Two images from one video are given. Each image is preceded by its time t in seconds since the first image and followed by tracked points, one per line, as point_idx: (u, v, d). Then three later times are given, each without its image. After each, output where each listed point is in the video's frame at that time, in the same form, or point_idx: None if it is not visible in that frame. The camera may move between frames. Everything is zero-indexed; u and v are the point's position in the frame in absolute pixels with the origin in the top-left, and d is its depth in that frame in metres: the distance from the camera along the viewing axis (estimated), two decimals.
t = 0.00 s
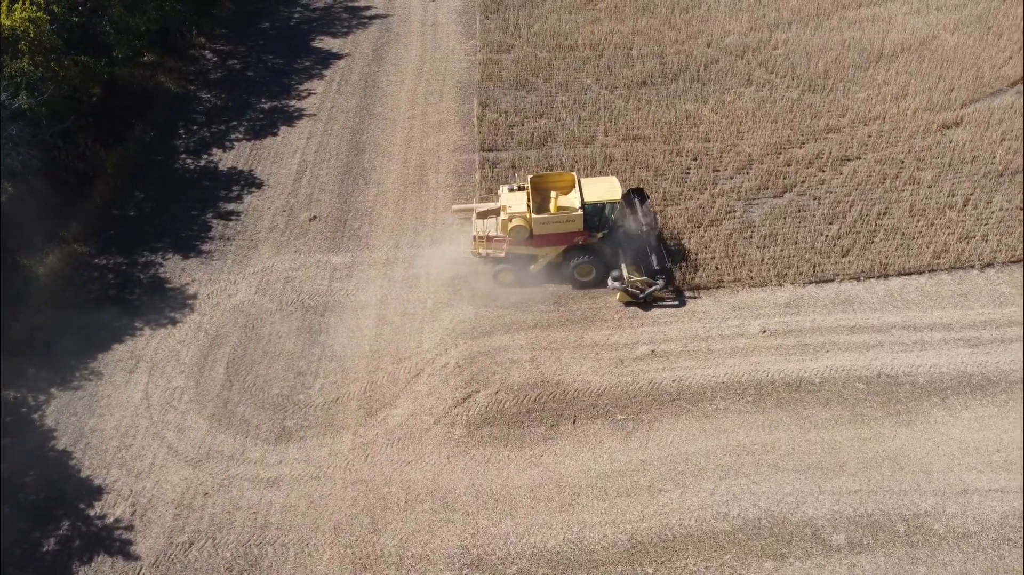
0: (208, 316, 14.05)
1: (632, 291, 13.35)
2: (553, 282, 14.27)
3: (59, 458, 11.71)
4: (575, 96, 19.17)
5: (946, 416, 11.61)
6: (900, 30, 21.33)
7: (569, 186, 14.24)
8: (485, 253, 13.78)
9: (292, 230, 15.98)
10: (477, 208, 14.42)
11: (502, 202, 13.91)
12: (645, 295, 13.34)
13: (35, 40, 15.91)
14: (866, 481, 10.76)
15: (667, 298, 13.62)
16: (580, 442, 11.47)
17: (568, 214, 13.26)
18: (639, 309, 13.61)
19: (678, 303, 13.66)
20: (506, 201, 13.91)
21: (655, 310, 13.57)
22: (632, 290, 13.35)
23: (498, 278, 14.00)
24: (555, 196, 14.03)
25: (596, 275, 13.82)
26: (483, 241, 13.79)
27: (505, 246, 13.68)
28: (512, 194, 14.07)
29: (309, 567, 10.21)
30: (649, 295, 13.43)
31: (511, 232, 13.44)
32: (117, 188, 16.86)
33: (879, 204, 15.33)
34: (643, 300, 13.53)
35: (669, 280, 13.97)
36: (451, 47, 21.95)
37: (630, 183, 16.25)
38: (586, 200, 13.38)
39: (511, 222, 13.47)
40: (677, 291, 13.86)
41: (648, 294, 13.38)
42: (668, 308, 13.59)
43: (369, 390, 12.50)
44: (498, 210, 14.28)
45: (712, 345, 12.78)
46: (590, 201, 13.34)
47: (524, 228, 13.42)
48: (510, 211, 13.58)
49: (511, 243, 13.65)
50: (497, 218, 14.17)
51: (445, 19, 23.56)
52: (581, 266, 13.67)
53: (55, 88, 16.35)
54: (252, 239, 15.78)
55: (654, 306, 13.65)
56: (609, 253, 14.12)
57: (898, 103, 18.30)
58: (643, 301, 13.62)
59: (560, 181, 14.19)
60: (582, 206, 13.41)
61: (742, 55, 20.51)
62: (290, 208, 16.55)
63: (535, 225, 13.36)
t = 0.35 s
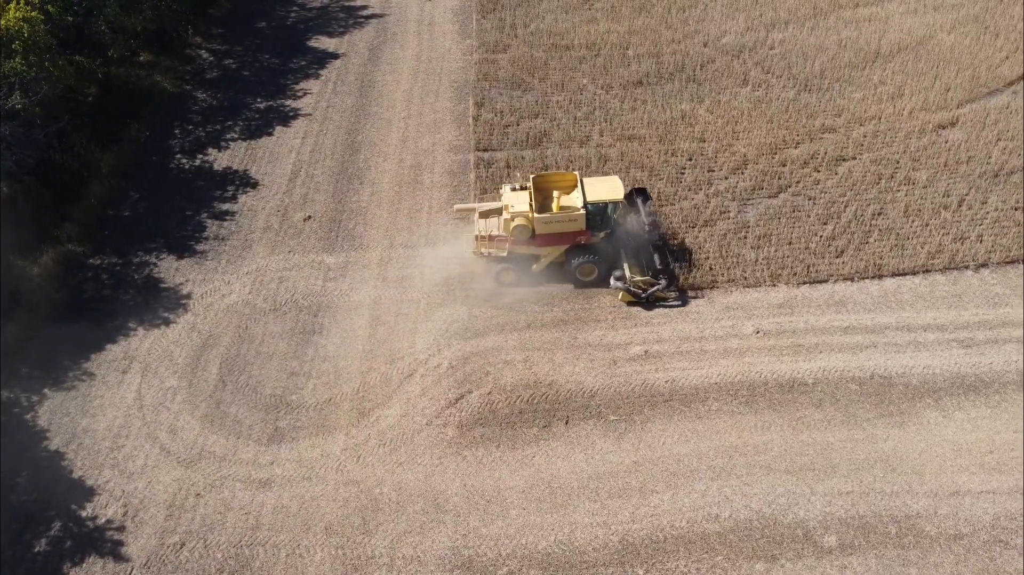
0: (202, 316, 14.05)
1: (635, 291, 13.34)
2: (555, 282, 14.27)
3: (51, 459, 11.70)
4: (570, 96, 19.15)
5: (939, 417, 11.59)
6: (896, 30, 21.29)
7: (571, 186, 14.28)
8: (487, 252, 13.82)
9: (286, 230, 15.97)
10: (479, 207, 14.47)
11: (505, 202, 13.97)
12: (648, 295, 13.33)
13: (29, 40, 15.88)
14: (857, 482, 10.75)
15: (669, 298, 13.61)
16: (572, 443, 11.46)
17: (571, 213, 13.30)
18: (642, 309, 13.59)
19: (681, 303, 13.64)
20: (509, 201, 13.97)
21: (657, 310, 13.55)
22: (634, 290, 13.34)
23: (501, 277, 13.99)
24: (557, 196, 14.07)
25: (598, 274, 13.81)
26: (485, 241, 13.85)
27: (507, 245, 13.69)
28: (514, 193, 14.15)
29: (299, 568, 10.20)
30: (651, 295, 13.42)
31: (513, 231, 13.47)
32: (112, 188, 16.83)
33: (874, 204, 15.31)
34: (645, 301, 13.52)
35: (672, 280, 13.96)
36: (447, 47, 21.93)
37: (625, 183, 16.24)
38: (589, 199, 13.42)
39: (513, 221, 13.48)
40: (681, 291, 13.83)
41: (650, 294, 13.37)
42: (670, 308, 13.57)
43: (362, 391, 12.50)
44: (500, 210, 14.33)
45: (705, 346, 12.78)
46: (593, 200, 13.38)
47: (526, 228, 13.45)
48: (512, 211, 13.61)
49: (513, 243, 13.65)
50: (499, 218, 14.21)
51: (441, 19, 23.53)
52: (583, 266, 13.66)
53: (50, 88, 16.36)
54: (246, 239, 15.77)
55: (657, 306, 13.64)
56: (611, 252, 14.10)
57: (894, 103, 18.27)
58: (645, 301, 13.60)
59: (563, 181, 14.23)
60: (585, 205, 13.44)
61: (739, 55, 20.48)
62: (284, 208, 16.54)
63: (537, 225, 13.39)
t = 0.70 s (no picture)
0: (195, 318, 14.05)
1: (637, 292, 13.36)
2: (557, 284, 14.27)
3: (43, 461, 11.71)
4: (566, 98, 19.16)
5: (931, 420, 11.58)
6: (892, 32, 21.29)
7: (573, 188, 14.22)
8: (489, 254, 13.77)
9: (281, 232, 15.98)
10: (481, 210, 14.51)
11: (506, 203, 13.96)
12: (650, 296, 13.33)
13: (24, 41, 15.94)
14: (848, 486, 10.74)
15: (670, 299, 13.61)
16: (563, 446, 11.46)
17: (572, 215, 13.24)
18: (644, 310, 13.59)
19: (683, 305, 13.63)
20: (510, 203, 13.95)
21: (660, 312, 13.54)
22: (636, 291, 13.36)
23: (502, 280, 14.00)
24: (559, 197, 14.03)
25: (600, 276, 13.79)
26: (486, 242, 13.82)
27: (508, 247, 13.66)
28: (516, 195, 14.16)
29: (290, 571, 10.20)
30: (653, 296, 13.43)
31: (514, 233, 13.42)
32: (107, 190, 16.83)
33: (867, 206, 15.31)
34: (647, 302, 13.51)
35: (674, 281, 13.94)
36: (443, 49, 21.94)
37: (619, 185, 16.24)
38: (590, 200, 13.31)
39: (514, 223, 13.40)
40: (683, 292, 13.82)
41: (652, 295, 13.38)
42: (672, 309, 13.56)
43: (355, 393, 12.50)
44: (501, 211, 14.35)
45: (697, 349, 12.78)
46: (594, 201, 13.27)
47: (527, 230, 13.37)
48: (513, 212, 13.54)
49: (514, 245, 13.62)
50: (501, 220, 14.22)
51: (437, 20, 23.55)
52: (585, 268, 13.64)
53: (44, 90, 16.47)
54: (240, 241, 15.78)
55: (659, 307, 13.63)
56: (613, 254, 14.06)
57: (890, 105, 18.26)
58: (647, 302, 13.59)
59: (564, 182, 14.19)
60: (586, 207, 13.36)
61: (734, 57, 20.49)
62: (278, 210, 16.55)
63: (538, 227, 13.31)
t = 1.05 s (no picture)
0: (188, 321, 14.07)
1: (638, 295, 13.44)
2: (559, 287, 14.28)
3: (35, 465, 11.72)
4: (561, 101, 19.19)
5: (922, 424, 11.59)
6: (887, 35, 21.31)
7: (574, 191, 14.24)
8: (491, 257, 13.82)
9: (275, 235, 16.00)
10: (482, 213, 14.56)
11: (508, 206, 13.86)
12: (652, 299, 13.41)
13: (20, 45, 15.91)
14: (839, 490, 10.74)
15: (671, 303, 13.69)
16: (555, 450, 11.46)
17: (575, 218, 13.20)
18: (645, 313, 13.64)
19: (684, 308, 13.68)
20: (512, 206, 13.78)
21: (662, 315, 13.60)
22: (638, 295, 13.44)
23: (504, 282, 13.97)
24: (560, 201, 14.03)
25: (602, 279, 13.83)
26: (489, 246, 13.88)
27: (511, 251, 13.69)
28: (518, 198, 14.06)
29: None
30: (655, 300, 13.50)
31: (517, 236, 13.34)
32: (102, 193, 16.87)
33: (861, 210, 15.33)
34: (649, 305, 13.57)
35: (676, 284, 14.00)
36: (439, 52, 21.98)
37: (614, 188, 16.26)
38: (593, 204, 13.47)
39: (517, 226, 13.28)
40: (684, 296, 13.87)
41: (654, 299, 13.45)
42: (674, 312, 13.61)
43: (347, 396, 12.51)
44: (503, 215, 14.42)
45: (689, 353, 12.79)
46: (596, 204, 13.44)
47: (530, 233, 13.34)
48: (516, 215, 13.41)
49: (517, 248, 13.61)
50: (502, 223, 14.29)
51: (434, 23, 23.58)
52: (587, 271, 13.66)
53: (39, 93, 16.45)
54: (234, 244, 15.81)
55: (661, 310, 13.70)
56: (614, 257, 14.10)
57: (884, 109, 18.28)
58: (649, 305, 13.65)
59: (566, 185, 14.20)
60: (589, 210, 13.48)
61: (729, 60, 20.51)
62: (273, 213, 16.59)
63: (541, 230, 13.31)
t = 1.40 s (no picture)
0: (182, 324, 14.09)
1: (640, 298, 13.42)
2: (561, 289, 14.28)
3: (27, 467, 11.75)
4: (556, 104, 19.20)
5: (913, 428, 11.59)
6: (883, 37, 21.31)
7: (575, 193, 14.23)
8: (493, 259, 13.79)
9: (269, 237, 16.03)
10: (484, 215, 14.45)
11: (510, 209, 13.80)
12: (653, 302, 13.39)
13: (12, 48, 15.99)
14: (828, 494, 10.75)
15: (672, 305, 13.68)
16: (545, 453, 11.48)
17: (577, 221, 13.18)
18: (646, 316, 13.64)
19: (685, 311, 13.67)
20: (514, 208, 13.75)
21: (664, 317, 13.59)
22: (640, 298, 13.42)
23: (506, 285, 13.95)
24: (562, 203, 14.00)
25: (604, 281, 13.82)
26: (490, 248, 13.83)
27: (512, 253, 13.67)
28: (520, 201, 14.01)
29: None
30: (657, 302, 13.48)
31: (519, 239, 13.32)
32: (98, 195, 16.90)
33: (854, 213, 15.33)
34: (650, 308, 13.57)
35: (677, 287, 13.98)
36: (435, 54, 22.00)
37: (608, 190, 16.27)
38: (595, 207, 13.43)
39: (519, 229, 13.25)
40: (686, 298, 13.87)
41: (655, 301, 13.43)
42: (676, 315, 13.60)
43: (339, 399, 12.54)
44: (504, 217, 14.33)
45: (681, 356, 12.80)
46: (599, 207, 13.40)
47: (532, 236, 13.31)
48: (518, 217, 13.36)
49: (518, 250, 13.59)
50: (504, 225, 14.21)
51: (430, 25, 23.61)
52: (589, 274, 13.66)
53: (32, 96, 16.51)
54: (229, 246, 15.84)
55: (662, 313, 13.69)
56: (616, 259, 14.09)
57: (879, 111, 18.28)
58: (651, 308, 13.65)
59: (567, 188, 14.18)
60: (591, 213, 13.43)
61: (725, 62, 20.52)
62: (268, 215, 16.62)
63: (543, 232, 13.28)
